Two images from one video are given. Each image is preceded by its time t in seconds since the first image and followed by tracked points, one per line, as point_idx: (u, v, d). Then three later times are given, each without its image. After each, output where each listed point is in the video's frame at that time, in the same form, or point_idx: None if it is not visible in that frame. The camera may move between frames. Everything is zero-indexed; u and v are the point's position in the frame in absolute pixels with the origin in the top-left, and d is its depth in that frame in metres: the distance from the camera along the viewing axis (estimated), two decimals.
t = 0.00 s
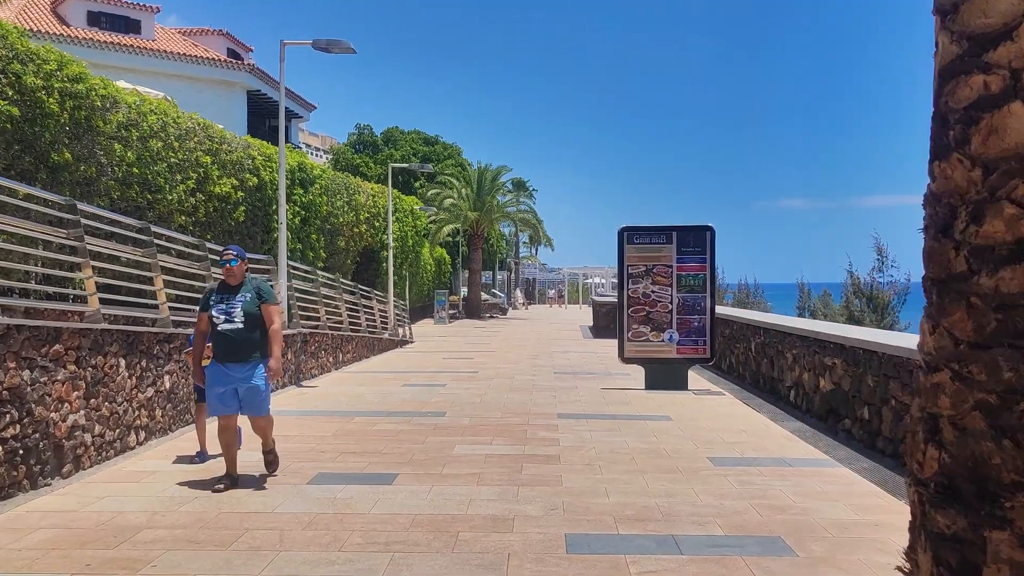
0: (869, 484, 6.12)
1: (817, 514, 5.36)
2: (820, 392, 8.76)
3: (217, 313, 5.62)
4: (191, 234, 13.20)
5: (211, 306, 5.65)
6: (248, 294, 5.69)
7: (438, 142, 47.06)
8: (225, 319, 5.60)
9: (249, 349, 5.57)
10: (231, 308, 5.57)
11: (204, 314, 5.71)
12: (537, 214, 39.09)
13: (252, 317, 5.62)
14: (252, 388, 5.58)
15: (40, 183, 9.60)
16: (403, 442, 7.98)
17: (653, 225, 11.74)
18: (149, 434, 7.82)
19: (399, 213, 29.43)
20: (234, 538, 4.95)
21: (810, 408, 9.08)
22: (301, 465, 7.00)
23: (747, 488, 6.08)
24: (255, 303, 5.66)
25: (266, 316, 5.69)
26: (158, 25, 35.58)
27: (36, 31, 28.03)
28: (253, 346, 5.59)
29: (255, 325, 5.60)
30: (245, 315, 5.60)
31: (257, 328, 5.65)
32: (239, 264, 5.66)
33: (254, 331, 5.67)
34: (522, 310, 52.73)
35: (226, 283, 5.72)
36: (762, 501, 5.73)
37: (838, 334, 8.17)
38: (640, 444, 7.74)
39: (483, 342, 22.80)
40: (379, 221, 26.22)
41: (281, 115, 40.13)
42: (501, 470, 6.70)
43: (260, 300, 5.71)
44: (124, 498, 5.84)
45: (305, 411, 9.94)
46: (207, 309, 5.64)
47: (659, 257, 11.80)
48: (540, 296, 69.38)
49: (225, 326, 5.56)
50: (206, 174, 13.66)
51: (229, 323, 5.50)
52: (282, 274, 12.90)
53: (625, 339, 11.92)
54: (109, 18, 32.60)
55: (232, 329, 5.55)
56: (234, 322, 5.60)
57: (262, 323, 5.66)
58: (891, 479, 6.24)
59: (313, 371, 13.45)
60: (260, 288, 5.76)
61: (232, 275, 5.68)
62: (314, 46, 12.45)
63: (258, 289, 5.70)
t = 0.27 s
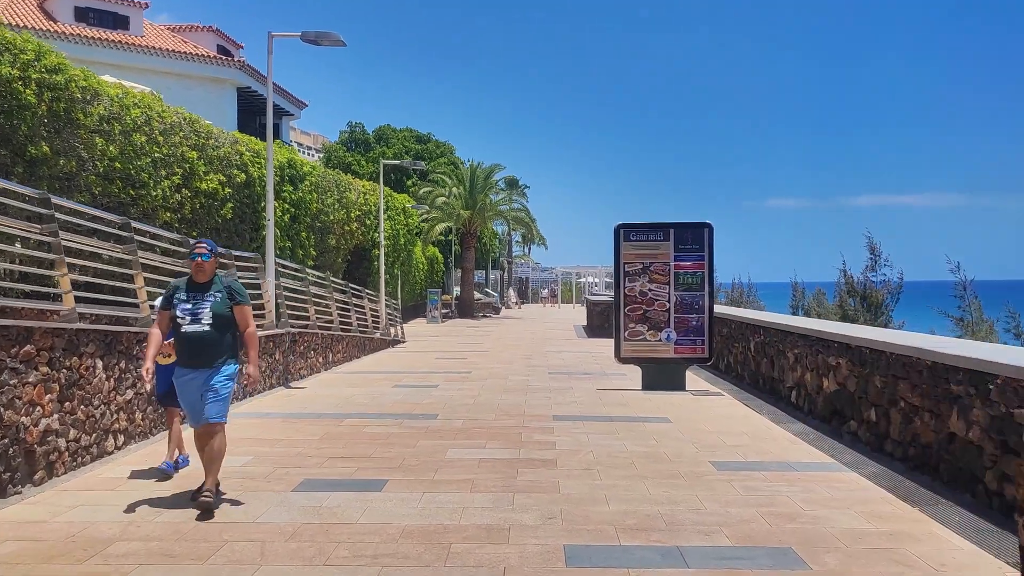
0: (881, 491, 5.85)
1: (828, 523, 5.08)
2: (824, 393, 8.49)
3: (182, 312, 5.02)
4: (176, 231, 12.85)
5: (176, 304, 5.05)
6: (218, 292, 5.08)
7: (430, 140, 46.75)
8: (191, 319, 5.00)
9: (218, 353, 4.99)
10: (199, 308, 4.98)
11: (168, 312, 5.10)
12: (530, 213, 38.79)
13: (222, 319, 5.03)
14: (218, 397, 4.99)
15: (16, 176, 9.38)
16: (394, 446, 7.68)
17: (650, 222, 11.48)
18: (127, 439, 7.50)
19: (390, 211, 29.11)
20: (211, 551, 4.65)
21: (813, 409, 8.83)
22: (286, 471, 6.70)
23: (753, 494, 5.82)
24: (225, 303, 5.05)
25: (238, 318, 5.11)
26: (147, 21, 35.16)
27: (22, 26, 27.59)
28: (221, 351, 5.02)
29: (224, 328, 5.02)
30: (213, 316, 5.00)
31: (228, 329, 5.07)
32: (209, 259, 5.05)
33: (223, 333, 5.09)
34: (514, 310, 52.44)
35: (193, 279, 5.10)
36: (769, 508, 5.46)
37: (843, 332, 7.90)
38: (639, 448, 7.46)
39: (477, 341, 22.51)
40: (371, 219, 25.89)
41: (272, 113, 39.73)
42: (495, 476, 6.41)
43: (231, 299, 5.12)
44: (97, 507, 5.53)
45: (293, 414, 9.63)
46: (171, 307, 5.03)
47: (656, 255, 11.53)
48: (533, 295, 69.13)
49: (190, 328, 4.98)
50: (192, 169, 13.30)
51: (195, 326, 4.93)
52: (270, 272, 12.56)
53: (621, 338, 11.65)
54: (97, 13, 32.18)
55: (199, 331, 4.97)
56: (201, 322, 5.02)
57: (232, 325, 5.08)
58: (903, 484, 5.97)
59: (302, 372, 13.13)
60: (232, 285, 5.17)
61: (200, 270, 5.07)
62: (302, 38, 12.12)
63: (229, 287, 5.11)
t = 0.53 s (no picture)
0: (891, 504, 5.59)
1: (840, 540, 4.82)
2: (827, 400, 8.24)
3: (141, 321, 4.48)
4: (159, 232, 12.51)
5: (138, 309, 4.51)
6: (185, 302, 4.54)
7: (421, 140, 46.41)
8: (152, 330, 4.46)
9: (179, 370, 4.46)
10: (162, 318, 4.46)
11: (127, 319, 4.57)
12: (522, 212, 38.49)
13: (186, 333, 4.50)
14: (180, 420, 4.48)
15: None
16: (383, 456, 7.38)
17: (646, 223, 11.22)
18: (103, 449, 7.16)
19: (381, 211, 28.78)
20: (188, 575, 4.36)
21: (815, 416, 8.58)
22: (270, 485, 6.39)
23: (760, 508, 5.56)
24: (191, 315, 4.53)
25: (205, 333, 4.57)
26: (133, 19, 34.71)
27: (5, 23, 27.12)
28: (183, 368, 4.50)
29: (187, 344, 4.49)
30: (176, 328, 4.47)
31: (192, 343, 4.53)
32: (179, 265, 4.54)
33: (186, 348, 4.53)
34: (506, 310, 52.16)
35: (160, 284, 4.58)
36: (777, 524, 5.20)
37: (847, 337, 7.66)
38: (637, 458, 7.19)
39: (468, 343, 22.23)
40: (360, 219, 25.55)
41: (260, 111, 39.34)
42: (489, 489, 6.13)
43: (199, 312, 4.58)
44: (67, 526, 5.21)
45: (278, 421, 9.31)
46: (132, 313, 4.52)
47: (652, 256, 11.27)
48: (524, 295, 68.89)
49: (150, 339, 4.45)
50: (176, 168, 12.96)
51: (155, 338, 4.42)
52: (256, 274, 12.23)
53: (617, 342, 11.38)
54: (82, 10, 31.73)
55: (159, 343, 4.43)
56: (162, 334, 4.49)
57: (198, 341, 4.54)
58: (914, 497, 5.71)
59: (290, 377, 12.80)
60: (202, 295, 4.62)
61: (168, 277, 4.54)
62: (289, 33, 11.81)
63: (198, 298, 4.56)
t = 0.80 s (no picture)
0: (904, 512, 5.35)
1: (854, 552, 4.57)
2: (831, 401, 8.01)
3: (93, 321, 4.02)
4: (141, 229, 12.18)
5: (88, 309, 4.06)
6: (139, 297, 4.09)
7: (411, 138, 46.07)
8: (105, 330, 4.02)
9: (140, 374, 4.05)
10: (116, 315, 4.02)
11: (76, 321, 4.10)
12: (513, 211, 38.18)
13: (143, 331, 4.05)
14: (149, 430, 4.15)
15: None
16: (372, 461, 7.09)
17: (642, 219, 10.97)
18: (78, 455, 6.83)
19: (370, 209, 28.44)
20: None
21: (817, 418, 8.35)
22: (253, 493, 6.09)
23: (767, 516, 5.31)
24: (147, 311, 4.07)
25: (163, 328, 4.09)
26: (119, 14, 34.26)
27: None
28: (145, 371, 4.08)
29: (146, 344, 4.06)
30: (132, 327, 4.02)
31: (148, 342, 4.07)
32: (132, 256, 4.12)
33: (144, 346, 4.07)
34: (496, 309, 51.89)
35: (111, 279, 4.14)
36: (786, 534, 4.95)
37: (851, 337, 7.43)
38: (637, 463, 6.93)
39: (459, 343, 21.95)
40: (349, 217, 25.23)
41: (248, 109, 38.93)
42: (482, 497, 5.86)
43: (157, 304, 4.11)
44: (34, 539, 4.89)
45: (263, 424, 9.00)
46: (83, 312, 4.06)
47: (649, 254, 11.02)
48: (514, 295, 68.65)
49: (104, 341, 4.01)
50: (159, 163, 12.61)
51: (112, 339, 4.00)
52: (242, 272, 11.89)
53: (612, 342, 11.12)
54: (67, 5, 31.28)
55: (115, 346, 4.01)
56: (117, 334, 4.04)
57: (158, 339, 4.09)
58: (927, 504, 5.48)
59: (276, 378, 12.47)
60: (158, 288, 4.16)
61: (119, 270, 4.11)
62: (275, 25, 11.49)
63: (155, 292, 4.12)
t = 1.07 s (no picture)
0: (915, 527, 5.13)
1: (868, 572, 4.34)
2: (832, 408, 7.80)
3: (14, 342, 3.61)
4: (120, 230, 11.84)
5: (6, 329, 3.65)
6: (65, 308, 3.69)
7: (399, 137, 45.72)
8: (27, 349, 3.60)
9: (75, 396, 3.65)
10: (40, 332, 3.60)
11: None
12: (502, 211, 37.92)
13: (73, 346, 3.65)
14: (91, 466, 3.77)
15: None
16: (358, 473, 6.79)
17: (636, 221, 10.73)
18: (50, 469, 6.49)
19: (357, 209, 28.08)
20: None
21: (818, 425, 8.13)
22: (232, 508, 5.79)
23: (773, 532, 5.07)
24: (76, 324, 3.67)
25: (99, 340, 3.71)
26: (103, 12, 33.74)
27: None
28: (83, 394, 3.68)
29: (80, 359, 3.67)
30: (59, 343, 3.62)
31: (80, 359, 3.67)
32: (53, 263, 3.68)
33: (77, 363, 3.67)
34: (484, 310, 51.62)
35: (31, 291, 3.72)
36: (794, 552, 4.71)
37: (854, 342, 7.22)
38: (634, 473, 6.68)
39: (448, 345, 21.66)
40: (336, 217, 24.90)
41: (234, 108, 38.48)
42: (474, 512, 5.59)
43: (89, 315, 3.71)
44: None
45: (246, 432, 8.69)
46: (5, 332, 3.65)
47: (642, 256, 10.78)
48: (503, 295, 68.41)
49: (28, 362, 3.59)
50: (139, 162, 12.25)
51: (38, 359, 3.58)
52: (225, 274, 11.56)
53: (605, 345, 10.87)
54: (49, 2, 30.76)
55: (43, 365, 3.60)
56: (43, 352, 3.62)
57: (94, 354, 3.71)
58: (939, 518, 5.25)
59: (261, 382, 12.14)
60: (86, 296, 3.76)
61: (38, 280, 3.68)
62: (259, 20, 11.18)
63: (83, 301, 3.72)
